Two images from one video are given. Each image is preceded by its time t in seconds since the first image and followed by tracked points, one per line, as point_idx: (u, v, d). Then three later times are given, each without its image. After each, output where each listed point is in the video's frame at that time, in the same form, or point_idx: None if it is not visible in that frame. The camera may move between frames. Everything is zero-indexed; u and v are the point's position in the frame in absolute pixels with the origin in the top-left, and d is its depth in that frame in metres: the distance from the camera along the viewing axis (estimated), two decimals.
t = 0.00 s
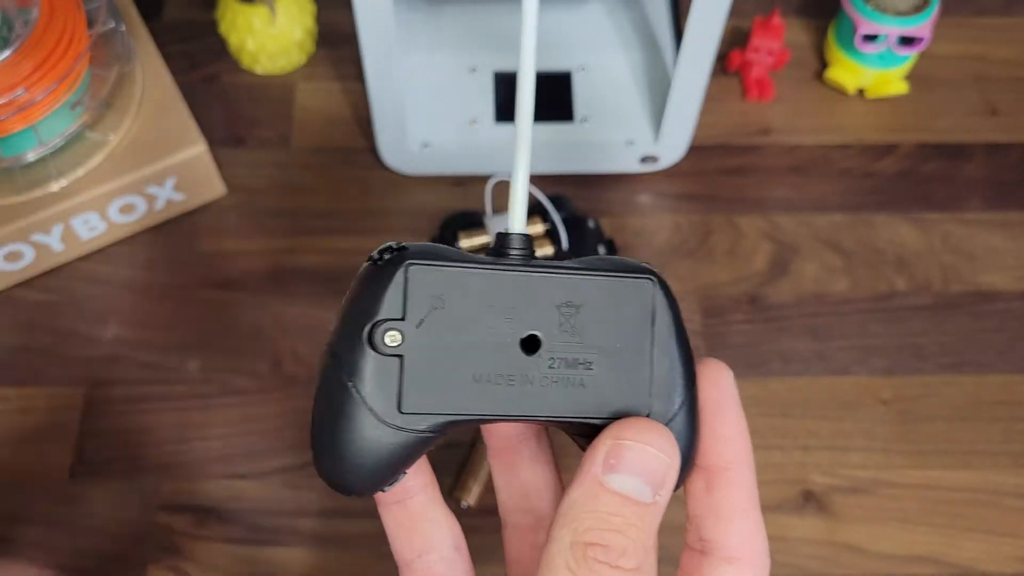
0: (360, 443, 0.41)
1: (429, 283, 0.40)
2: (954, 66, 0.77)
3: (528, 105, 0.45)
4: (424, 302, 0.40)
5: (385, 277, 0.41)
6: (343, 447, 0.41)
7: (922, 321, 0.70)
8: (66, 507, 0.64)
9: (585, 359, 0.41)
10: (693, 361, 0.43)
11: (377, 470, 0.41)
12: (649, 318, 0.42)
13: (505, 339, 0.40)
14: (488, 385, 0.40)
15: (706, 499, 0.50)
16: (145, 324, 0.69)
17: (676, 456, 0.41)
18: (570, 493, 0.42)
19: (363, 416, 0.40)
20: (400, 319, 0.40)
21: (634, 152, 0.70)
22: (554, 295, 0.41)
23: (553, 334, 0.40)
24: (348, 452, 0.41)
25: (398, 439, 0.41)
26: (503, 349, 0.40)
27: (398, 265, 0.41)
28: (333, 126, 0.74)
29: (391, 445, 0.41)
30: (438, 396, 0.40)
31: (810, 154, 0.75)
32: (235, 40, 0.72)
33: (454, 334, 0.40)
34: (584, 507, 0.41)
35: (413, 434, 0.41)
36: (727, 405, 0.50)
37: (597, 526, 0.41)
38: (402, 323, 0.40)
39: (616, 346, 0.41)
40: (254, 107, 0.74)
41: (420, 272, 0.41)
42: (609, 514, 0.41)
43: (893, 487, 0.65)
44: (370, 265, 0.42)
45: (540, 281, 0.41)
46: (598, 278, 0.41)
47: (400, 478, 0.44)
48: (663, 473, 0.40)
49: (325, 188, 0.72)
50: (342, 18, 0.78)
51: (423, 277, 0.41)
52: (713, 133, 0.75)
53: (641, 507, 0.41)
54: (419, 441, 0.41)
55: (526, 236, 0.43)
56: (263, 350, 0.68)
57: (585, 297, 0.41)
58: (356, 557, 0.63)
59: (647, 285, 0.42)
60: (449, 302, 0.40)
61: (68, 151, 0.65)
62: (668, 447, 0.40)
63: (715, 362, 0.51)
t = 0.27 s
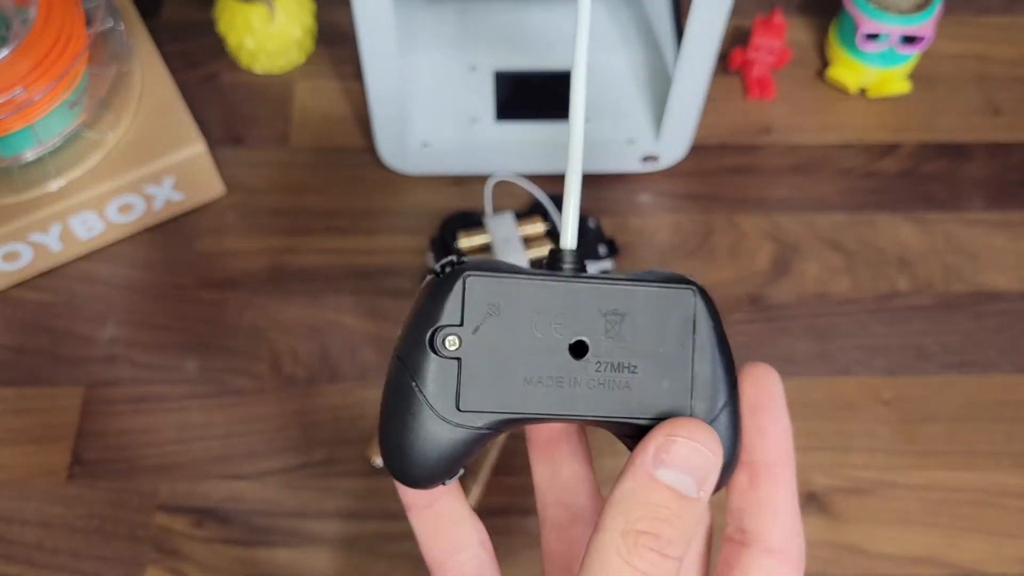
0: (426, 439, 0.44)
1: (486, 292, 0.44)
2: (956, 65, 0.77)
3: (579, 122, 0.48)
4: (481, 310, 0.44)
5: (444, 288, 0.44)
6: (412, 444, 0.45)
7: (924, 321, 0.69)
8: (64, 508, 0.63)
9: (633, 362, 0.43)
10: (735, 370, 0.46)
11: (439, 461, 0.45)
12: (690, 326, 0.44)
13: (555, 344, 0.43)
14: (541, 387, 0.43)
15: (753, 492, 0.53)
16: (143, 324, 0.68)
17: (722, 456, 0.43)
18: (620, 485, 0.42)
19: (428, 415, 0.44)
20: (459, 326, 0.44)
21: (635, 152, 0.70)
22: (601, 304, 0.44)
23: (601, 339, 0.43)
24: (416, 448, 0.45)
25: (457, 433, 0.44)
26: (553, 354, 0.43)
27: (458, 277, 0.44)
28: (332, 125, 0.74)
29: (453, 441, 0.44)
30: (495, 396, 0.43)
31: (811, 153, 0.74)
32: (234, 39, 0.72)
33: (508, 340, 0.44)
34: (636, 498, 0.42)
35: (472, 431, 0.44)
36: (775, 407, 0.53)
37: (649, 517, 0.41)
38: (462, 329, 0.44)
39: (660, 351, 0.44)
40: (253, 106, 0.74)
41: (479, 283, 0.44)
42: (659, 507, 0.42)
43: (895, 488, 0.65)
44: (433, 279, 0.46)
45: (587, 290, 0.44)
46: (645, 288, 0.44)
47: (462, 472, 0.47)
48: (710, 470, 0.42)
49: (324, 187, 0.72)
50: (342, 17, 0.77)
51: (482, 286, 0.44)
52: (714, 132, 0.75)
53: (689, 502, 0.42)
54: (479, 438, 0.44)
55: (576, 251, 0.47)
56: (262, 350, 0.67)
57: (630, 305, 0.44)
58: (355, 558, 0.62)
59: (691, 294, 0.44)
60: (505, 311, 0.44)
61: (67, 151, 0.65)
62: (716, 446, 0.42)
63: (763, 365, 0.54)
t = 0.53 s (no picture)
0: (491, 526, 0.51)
1: (536, 424, 0.51)
2: (952, 67, 0.77)
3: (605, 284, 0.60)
4: (533, 437, 0.51)
5: (506, 426, 0.52)
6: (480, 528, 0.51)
7: (919, 321, 0.70)
8: (69, 506, 0.64)
9: (637, 477, 0.51)
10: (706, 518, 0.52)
11: (503, 540, 0.51)
12: (673, 456, 0.52)
13: (585, 454, 0.51)
14: (575, 488, 0.50)
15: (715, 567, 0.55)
16: (147, 323, 0.69)
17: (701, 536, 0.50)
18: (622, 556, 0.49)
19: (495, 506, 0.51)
20: (517, 441, 0.51)
21: (633, 154, 0.71)
22: (613, 437, 0.51)
23: (618, 451, 0.51)
24: (482, 534, 0.51)
25: (514, 521, 0.50)
26: (583, 461, 0.51)
27: (521, 413, 0.52)
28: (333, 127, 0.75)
29: (512, 527, 0.50)
30: (544, 492, 0.50)
31: (808, 155, 0.75)
32: (236, 41, 0.72)
33: (552, 449, 0.51)
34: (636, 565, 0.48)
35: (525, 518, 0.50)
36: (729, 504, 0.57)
37: None
38: (519, 445, 0.51)
39: (655, 461, 0.51)
40: (255, 108, 0.75)
41: (535, 418, 0.52)
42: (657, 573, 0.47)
43: (890, 485, 0.66)
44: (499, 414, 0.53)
45: (608, 426, 0.52)
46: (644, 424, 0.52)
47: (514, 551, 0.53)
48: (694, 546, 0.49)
49: (326, 189, 0.73)
50: (343, 20, 0.78)
51: (536, 422, 0.52)
52: (711, 134, 0.76)
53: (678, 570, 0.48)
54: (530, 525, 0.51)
55: (600, 401, 0.55)
56: (264, 350, 0.68)
57: (637, 437, 0.52)
58: (356, 556, 0.63)
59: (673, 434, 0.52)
60: (551, 430, 0.51)
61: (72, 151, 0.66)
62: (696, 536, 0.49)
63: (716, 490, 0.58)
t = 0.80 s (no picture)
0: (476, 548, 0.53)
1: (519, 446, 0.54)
2: (951, 67, 0.78)
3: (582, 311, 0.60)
4: (516, 458, 0.54)
5: (488, 445, 0.55)
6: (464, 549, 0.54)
7: (917, 320, 0.70)
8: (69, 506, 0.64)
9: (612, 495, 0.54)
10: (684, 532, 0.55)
11: (489, 559, 0.54)
12: (650, 473, 0.54)
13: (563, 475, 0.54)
14: (554, 508, 0.53)
15: None
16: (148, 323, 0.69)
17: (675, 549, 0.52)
18: None
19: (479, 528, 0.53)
20: (500, 464, 0.54)
21: (633, 153, 0.71)
22: (592, 457, 0.55)
23: (595, 472, 0.54)
24: (467, 556, 0.53)
25: (500, 538, 0.53)
26: (562, 483, 0.54)
27: (501, 436, 0.55)
28: (333, 127, 0.75)
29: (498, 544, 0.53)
30: (526, 511, 0.53)
31: (808, 155, 0.75)
32: (237, 41, 0.72)
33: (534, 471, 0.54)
34: None
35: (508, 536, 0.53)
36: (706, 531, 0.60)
37: None
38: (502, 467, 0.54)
39: (628, 481, 0.54)
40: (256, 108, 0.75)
41: (515, 442, 0.55)
42: None
43: (889, 485, 0.66)
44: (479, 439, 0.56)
45: (586, 446, 0.55)
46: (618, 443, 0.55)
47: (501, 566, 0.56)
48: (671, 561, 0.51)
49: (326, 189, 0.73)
50: (343, 20, 0.78)
51: (516, 445, 0.55)
52: (711, 134, 0.76)
53: None
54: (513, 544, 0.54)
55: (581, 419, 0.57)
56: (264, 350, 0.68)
57: (612, 457, 0.55)
58: (356, 555, 0.63)
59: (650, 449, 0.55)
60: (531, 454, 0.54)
61: (73, 151, 0.66)
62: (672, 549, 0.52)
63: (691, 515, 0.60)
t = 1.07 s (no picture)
0: (493, 524, 0.53)
1: (543, 417, 0.54)
2: (955, 65, 0.77)
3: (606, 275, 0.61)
4: (537, 431, 0.54)
5: (509, 419, 0.54)
6: (482, 524, 0.53)
7: (921, 321, 0.69)
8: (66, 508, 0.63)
9: (641, 470, 0.53)
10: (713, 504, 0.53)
11: (509, 537, 0.53)
12: (679, 445, 0.54)
13: (590, 450, 0.53)
14: (578, 484, 0.53)
15: None
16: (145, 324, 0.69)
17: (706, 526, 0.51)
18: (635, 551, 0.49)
19: (498, 505, 0.53)
20: (523, 437, 0.54)
21: (635, 152, 0.70)
22: (618, 431, 0.54)
23: (622, 446, 0.53)
24: (487, 533, 0.53)
25: (520, 516, 0.53)
26: (588, 457, 0.53)
27: (521, 408, 0.54)
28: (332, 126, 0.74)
29: (521, 520, 0.53)
30: (549, 486, 0.53)
31: (811, 153, 0.75)
32: (235, 39, 0.72)
33: (559, 445, 0.53)
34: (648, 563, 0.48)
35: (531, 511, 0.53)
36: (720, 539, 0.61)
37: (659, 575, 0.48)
38: (525, 441, 0.54)
39: (656, 457, 0.53)
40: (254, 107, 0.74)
41: (537, 413, 0.54)
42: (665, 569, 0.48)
43: (893, 487, 0.65)
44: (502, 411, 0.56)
45: (612, 418, 0.54)
46: (646, 415, 0.54)
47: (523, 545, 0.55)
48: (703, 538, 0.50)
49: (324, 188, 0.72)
50: (342, 18, 0.78)
51: (537, 417, 0.54)
52: (713, 133, 0.75)
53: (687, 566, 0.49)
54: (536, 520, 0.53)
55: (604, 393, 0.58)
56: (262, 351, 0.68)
57: (642, 431, 0.54)
58: (355, 557, 0.62)
59: (678, 423, 0.54)
60: (556, 428, 0.54)
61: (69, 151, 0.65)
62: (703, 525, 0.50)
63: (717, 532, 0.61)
